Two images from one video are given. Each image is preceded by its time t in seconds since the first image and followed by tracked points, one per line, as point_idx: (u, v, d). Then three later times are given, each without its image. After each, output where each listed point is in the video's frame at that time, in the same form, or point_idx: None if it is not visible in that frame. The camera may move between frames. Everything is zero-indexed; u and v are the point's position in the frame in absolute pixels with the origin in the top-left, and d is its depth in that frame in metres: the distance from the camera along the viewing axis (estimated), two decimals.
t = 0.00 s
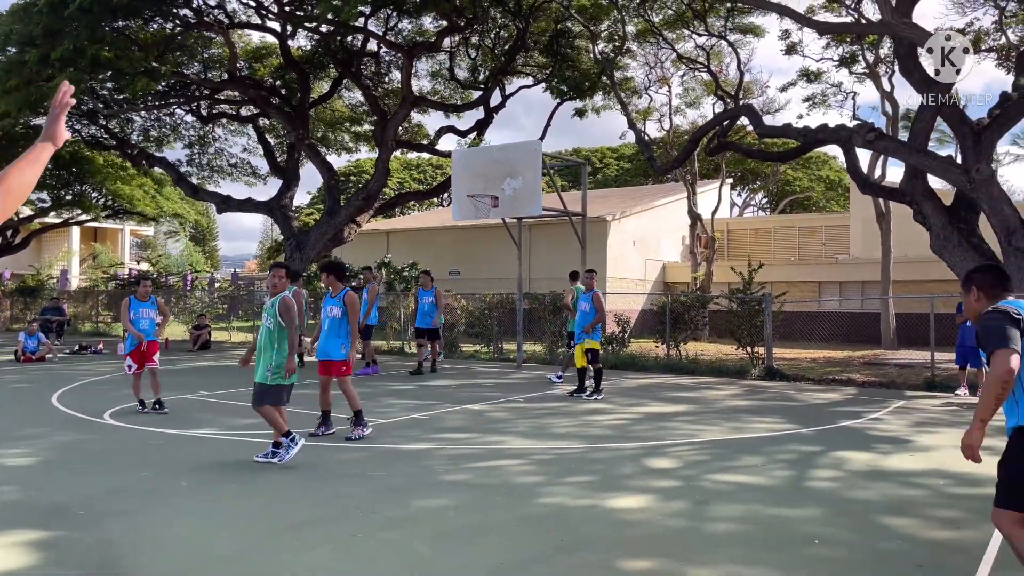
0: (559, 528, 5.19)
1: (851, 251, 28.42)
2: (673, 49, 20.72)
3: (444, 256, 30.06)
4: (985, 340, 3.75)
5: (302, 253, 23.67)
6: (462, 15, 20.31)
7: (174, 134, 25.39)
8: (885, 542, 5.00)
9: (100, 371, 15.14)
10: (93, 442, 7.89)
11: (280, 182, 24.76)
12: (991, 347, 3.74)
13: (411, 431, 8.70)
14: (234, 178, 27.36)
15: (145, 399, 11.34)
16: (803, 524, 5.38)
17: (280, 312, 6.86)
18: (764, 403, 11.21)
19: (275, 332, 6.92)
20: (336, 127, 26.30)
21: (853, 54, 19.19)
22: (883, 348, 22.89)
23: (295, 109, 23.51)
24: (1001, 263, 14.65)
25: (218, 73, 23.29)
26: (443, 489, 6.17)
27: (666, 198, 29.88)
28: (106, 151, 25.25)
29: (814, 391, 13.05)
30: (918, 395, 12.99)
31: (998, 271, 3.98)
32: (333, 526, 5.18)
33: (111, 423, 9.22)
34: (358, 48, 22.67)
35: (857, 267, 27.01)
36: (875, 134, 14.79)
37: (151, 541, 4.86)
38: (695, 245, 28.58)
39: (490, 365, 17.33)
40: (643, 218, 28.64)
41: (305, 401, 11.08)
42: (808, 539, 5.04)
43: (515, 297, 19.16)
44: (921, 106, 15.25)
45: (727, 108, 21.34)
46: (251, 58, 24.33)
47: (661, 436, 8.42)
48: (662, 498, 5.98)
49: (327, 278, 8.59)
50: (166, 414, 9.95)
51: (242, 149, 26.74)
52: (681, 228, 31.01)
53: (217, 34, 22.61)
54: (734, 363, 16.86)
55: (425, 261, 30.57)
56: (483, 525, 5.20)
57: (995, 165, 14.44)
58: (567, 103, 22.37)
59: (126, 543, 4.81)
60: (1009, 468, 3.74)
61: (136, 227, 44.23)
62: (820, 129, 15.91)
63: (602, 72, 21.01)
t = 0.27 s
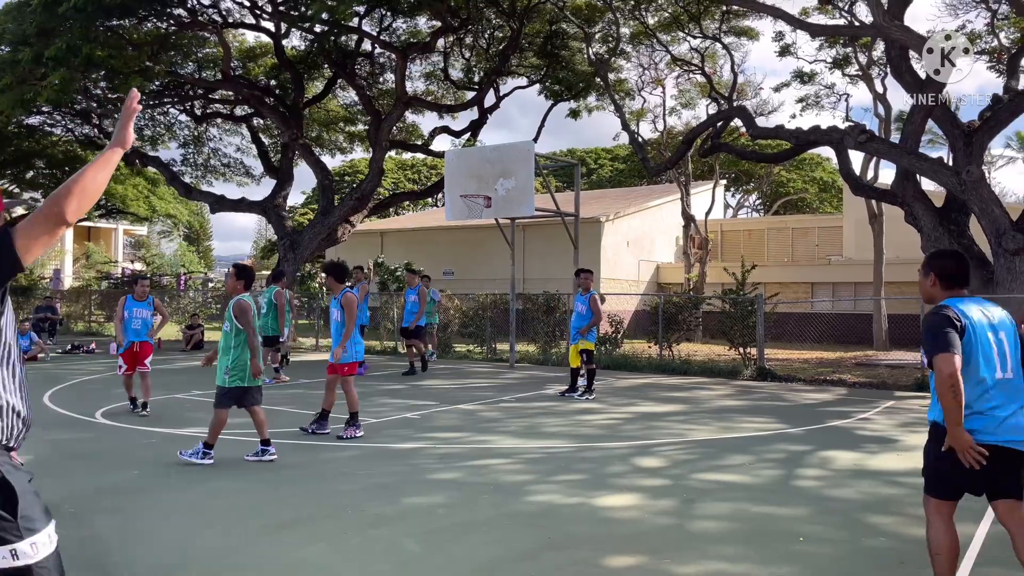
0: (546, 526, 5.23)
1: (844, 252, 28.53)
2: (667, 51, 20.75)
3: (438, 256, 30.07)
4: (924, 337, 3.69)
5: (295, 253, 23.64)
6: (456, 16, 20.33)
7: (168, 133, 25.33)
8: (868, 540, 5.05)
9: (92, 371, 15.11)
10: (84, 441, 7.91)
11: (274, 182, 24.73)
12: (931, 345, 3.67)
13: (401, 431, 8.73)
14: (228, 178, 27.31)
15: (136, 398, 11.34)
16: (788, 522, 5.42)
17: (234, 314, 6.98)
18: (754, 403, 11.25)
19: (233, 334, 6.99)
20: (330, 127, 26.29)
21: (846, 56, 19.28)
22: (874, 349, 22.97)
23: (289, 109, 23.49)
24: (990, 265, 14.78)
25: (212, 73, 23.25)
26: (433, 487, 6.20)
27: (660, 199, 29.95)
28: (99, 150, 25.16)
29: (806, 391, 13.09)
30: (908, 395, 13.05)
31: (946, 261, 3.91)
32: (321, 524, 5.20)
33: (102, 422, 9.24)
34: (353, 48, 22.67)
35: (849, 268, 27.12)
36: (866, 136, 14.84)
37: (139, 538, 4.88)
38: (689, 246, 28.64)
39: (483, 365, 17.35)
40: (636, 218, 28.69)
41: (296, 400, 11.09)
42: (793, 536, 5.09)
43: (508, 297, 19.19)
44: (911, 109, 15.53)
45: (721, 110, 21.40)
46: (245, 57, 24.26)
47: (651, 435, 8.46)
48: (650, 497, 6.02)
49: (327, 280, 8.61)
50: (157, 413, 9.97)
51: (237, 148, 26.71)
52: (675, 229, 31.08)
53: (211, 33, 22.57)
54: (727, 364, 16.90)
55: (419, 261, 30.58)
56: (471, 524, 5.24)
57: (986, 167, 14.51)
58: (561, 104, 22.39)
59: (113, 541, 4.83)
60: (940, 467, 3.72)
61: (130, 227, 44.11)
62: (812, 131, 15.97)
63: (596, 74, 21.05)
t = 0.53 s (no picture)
0: (542, 526, 5.24)
1: (840, 252, 28.56)
2: (665, 52, 20.74)
3: (435, 256, 30.07)
4: (882, 337, 3.92)
5: (292, 254, 23.60)
6: (453, 16, 20.30)
7: (166, 134, 25.25)
8: (862, 540, 5.07)
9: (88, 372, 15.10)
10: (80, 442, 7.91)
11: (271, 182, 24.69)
12: (887, 344, 3.89)
13: (398, 431, 8.74)
14: (225, 178, 27.27)
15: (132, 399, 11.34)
16: (783, 521, 5.44)
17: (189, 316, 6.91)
18: (750, 403, 11.27)
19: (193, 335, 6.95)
20: (327, 128, 26.24)
21: (842, 57, 19.30)
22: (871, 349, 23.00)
23: (286, 110, 23.45)
24: (986, 265, 14.74)
25: (208, 73, 23.17)
26: (429, 487, 6.22)
27: (657, 200, 29.97)
28: (96, 151, 25.11)
29: (801, 392, 13.13)
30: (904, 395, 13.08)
31: (919, 261, 4.06)
32: (317, 524, 5.21)
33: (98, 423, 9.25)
34: (350, 49, 22.63)
35: (846, 268, 27.15)
36: (862, 137, 14.85)
37: (134, 538, 4.89)
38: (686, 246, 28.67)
39: (480, 366, 17.36)
40: (634, 219, 28.72)
41: (293, 401, 11.10)
42: (787, 535, 5.11)
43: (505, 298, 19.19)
44: (906, 109, 15.52)
45: (718, 110, 21.39)
46: (242, 58, 24.24)
47: (647, 435, 8.48)
48: (645, 497, 6.04)
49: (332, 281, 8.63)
50: (153, 414, 9.97)
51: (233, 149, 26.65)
52: (672, 230, 31.10)
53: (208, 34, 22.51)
54: (723, 364, 16.93)
55: (417, 262, 30.58)
56: (467, 524, 5.25)
57: (981, 168, 14.53)
58: (558, 105, 22.37)
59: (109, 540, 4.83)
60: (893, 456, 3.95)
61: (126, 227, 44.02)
62: (809, 132, 15.96)
63: (593, 74, 21.05)
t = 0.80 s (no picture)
0: (542, 527, 5.23)
1: (839, 252, 28.57)
2: (664, 52, 20.73)
3: (434, 257, 30.07)
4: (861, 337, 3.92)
5: (291, 254, 23.57)
6: (452, 17, 20.26)
7: (164, 135, 25.19)
8: (863, 540, 5.06)
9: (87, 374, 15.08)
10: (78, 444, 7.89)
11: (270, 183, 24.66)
12: (860, 346, 3.91)
13: (397, 432, 8.73)
14: (224, 179, 27.25)
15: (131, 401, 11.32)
16: (783, 522, 5.43)
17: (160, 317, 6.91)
18: (750, 404, 11.27)
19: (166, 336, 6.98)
20: (326, 128, 26.20)
21: (841, 57, 19.29)
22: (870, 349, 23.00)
23: (284, 111, 23.42)
24: (984, 265, 14.73)
25: (207, 74, 23.13)
26: (429, 488, 6.21)
27: (656, 200, 29.97)
28: (94, 153, 25.08)
29: (800, 392, 13.13)
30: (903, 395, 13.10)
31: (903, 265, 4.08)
32: (317, 525, 5.21)
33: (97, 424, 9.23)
34: (348, 50, 22.62)
35: (846, 268, 27.15)
36: (861, 137, 14.83)
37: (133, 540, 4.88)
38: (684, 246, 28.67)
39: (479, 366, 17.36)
40: (632, 219, 28.74)
41: (292, 402, 11.09)
42: (787, 536, 5.10)
43: (504, 299, 19.19)
44: (905, 109, 15.47)
45: (716, 111, 21.37)
46: (241, 59, 24.18)
47: (647, 436, 8.48)
48: (645, 498, 6.03)
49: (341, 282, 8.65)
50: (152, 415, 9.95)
51: (232, 150, 26.62)
52: (671, 230, 31.10)
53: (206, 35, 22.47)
54: (722, 364, 16.93)
55: (416, 262, 30.57)
56: (467, 525, 5.24)
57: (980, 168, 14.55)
58: (556, 106, 22.35)
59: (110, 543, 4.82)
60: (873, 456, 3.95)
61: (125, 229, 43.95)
62: (807, 132, 15.94)
63: (591, 75, 21.06)
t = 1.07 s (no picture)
0: (545, 528, 5.22)
1: (840, 252, 28.53)
2: (665, 52, 20.70)
3: (435, 258, 30.04)
4: (860, 328, 4.25)
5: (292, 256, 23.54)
6: (452, 18, 20.23)
7: (165, 137, 25.15)
8: (866, 540, 5.05)
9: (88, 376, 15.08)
10: (80, 447, 7.89)
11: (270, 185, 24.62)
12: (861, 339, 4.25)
13: (399, 433, 8.73)
14: (224, 181, 27.22)
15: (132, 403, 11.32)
16: (786, 522, 5.43)
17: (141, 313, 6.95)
18: (752, 404, 11.25)
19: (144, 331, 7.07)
20: (326, 130, 26.18)
21: (841, 56, 19.27)
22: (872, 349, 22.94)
23: (285, 113, 23.39)
24: (986, 264, 14.71)
25: (207, 76, 23.07)
26: (431, 489, 6.21)
27: (656, 200, 29.95)
28: (95, 155, 25.04)
29: (802, 392, 13.12)
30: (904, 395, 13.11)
31: (899, 264, 4.40)
32: (319, 527, 5.21)
33: (99, 427, 9.23)
34: (348, 51, 22.59)
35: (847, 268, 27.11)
36: (861, 136, 14.80)
37: (136, 543, 4.87)
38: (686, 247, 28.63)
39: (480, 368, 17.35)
40: (633, 220, 28.73)
41: (293, 404, 11.08)
42: (790, 536, 5.09)
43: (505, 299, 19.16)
44: (905, 109, 15.44)
45: (717, 111, 21.32)
46: (241, 61, 24.14)
47: (649, 436, 8.47)
48: (648, 498, 6.02)
49: (347, 283, 8.64)
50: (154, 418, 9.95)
51: (233, 152, 26.58)
52: (671, 230, 31.06)
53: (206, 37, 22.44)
54: (724, 365, 16.90)
55: (416, 263, 30.55)
56: (470, 527, 5.23)
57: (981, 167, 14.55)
58: (557, 106, 22.32)
59: (112, 545, 4.82)
60: (862, 440, 4.29)
61: (126, 231, 43.93)
62: (808, 131, 15.90)
63: (592, 75, 21.04)
